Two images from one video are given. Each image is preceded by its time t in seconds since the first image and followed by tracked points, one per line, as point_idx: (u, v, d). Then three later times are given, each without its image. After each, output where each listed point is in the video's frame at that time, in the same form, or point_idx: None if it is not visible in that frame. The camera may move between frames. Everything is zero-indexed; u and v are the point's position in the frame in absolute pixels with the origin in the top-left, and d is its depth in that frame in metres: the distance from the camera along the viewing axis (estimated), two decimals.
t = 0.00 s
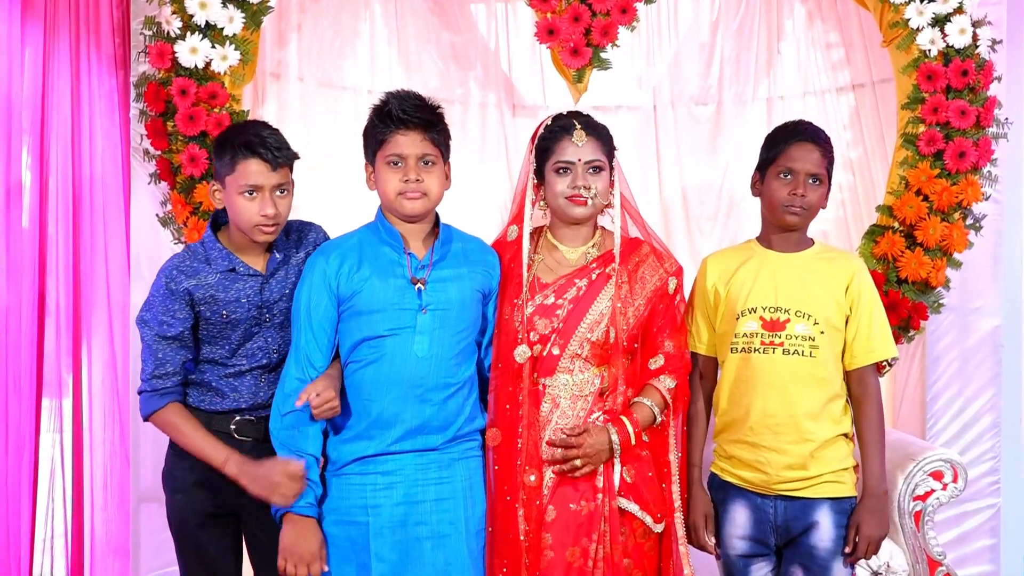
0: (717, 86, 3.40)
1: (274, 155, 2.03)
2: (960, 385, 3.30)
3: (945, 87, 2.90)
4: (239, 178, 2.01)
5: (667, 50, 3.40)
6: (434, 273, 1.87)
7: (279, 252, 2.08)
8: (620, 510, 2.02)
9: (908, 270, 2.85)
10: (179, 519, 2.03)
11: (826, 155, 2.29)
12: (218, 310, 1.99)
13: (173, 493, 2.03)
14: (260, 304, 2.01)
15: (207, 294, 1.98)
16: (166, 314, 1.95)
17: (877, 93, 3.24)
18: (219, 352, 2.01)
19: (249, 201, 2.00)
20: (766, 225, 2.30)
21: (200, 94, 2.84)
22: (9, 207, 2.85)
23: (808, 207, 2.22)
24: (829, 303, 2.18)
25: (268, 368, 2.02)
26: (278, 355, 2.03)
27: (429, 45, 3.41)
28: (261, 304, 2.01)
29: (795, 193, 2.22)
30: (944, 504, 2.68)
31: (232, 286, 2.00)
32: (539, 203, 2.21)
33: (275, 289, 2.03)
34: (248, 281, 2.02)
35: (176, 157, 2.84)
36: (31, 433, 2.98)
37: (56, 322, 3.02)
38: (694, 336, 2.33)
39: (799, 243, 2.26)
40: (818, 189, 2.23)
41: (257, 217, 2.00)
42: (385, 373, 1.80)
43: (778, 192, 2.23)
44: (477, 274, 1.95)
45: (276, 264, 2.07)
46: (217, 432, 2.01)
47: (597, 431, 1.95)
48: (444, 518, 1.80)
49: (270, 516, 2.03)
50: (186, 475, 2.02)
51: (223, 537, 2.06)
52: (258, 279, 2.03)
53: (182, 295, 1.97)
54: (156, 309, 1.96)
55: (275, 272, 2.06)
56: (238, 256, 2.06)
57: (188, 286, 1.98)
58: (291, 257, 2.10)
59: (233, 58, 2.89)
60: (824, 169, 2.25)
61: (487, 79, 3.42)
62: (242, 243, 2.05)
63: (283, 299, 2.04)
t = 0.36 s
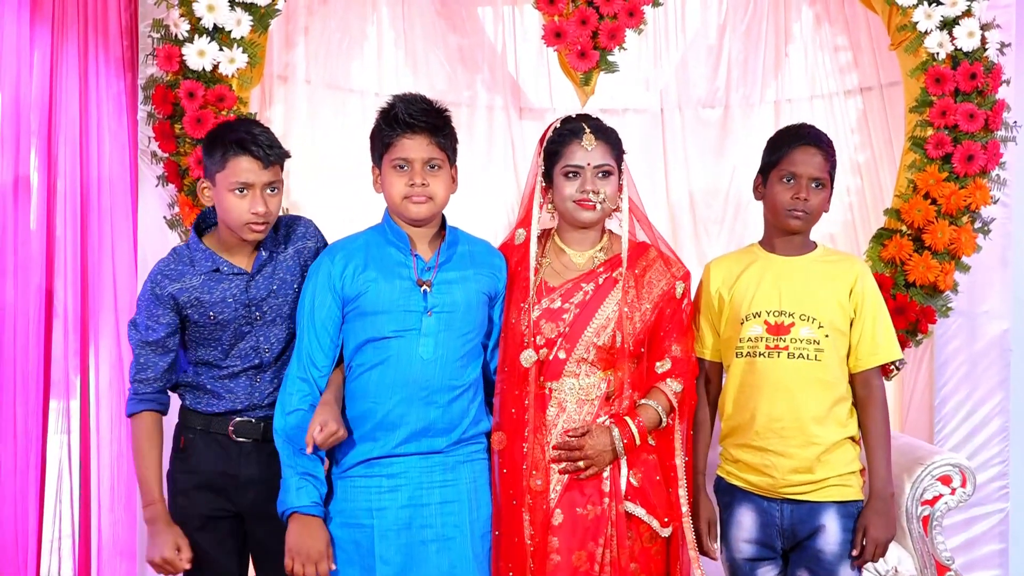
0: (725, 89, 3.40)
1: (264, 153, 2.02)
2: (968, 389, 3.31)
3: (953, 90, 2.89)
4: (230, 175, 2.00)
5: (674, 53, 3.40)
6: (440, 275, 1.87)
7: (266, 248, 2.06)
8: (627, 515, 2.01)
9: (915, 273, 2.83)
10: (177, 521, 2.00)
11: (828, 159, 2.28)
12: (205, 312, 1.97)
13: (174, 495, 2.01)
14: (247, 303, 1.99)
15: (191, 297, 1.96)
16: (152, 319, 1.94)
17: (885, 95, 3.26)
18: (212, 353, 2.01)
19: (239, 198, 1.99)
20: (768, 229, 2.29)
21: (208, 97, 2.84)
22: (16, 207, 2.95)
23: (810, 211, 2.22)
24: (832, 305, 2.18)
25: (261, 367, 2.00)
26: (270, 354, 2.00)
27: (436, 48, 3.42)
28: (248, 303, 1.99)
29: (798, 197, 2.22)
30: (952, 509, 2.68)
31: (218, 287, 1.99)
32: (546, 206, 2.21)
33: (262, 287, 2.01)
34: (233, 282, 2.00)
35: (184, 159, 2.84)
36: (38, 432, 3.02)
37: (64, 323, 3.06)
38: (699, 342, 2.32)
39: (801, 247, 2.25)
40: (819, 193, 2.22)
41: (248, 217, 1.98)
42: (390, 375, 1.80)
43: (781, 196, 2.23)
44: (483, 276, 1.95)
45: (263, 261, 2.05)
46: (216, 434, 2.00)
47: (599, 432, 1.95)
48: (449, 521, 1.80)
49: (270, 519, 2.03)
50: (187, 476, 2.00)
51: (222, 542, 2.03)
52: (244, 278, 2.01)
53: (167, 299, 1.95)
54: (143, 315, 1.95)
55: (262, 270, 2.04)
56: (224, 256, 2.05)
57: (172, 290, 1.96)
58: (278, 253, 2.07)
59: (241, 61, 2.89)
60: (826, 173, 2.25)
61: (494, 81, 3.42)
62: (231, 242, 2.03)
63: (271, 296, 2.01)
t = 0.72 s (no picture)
0: (737, 91, 3.39)
1: (266, 167, 1.94)
2: (980, 394, 3.31)
3: (966, 93, 2.88)
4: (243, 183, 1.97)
5: (686, 55, 3.39)
6: (449, 276, 1.88)
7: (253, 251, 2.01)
8: (634, 517, 2.01)
9: (928, 277, 2.83)
10: (157, 521, 1.97)
11: (839, 162, 2.28)
12: (185, 311, 1.93)
13: (156, 493, 1.98)
14: (226, 307, 1.95)
15: (173, 291, 1.93)
16: (130, 309, 1.90)
17: (897, 99, 3.26)
18: (188, 353, 1.96)
19: (245, 222, 1.94)
20: (779, 232, 2.29)
21: (220, 98, 2.85)
22: (28, 204, 3.00)
23: (821, 215, 2.21)
24: (842, 308, 2.17)
25: (234, 375, 1.96)
26: (244, 363, 1.96)
27: (448, 50, 3.42)
28: (227, 307, 1.95)
29: (808, 201, 2.21)
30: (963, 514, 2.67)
31: (200, 286, 1.95)
32: (556, 207, 2.20)
33: (245, 295, 1.98)
34: (216, 284, 1.96)
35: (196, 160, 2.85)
36: (50, 431, 3.03)
37: (75, 323, 3.07)
38: (709, 345, 2.32)
39: (812, 250, 2.25)
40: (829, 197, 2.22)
41: (254, 237, 1.96)
42: (399, 375, 1.80)
43: (791, 200, 2.22)
44: (492, 278, 1.95)
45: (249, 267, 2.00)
46: (202, 437, 1.97)
47: (606, 435, 1.96)
48: (454, 521, 1.80)
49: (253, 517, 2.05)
50: (171, 479, 1.97)
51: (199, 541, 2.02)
52: (227, 282, 1.97)
53: (148, 290, 1.91)
54: (124, 303, 1.91)
55: (246, 276, 1.99)
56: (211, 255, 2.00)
57: (155, 281, 1.93)
58: (266, 261, 2.02)
59: (253, 61, 2.90)
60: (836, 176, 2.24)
61: (505, 83, 3.42)
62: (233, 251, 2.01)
63: (252, 305, 1.98)
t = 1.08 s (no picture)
0: (742, 91, 3.38)
1: (228, 177, 1.78)
2: (986, 395, 3.34)
3: (973, 93, 2.86)
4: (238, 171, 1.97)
5: (692, 54, 3.38)
6: (444, 278, 1.89)
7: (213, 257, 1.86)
8: (637, 518, 1.99)
9: (934, 277, 2.81)
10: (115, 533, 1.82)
11: (845, 161, 2.27)
12: (135, 315, 1.80)
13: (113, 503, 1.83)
14: (178, 319, 1.82)
15: (128, 296, 1.80)
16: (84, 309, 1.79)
17: (903, 98, 3.24)
18: (137, 362, 1.84)
19: (201, 229, 1.78)
20: (784, 232, 2.27)
21: (224, 97, 2.84)
22: (32, 205, 2.96)
23: (826, 214, 2.20)
24: (847, 310, 2.16)
25: (179, 393, 1.82)
26: (191, 380, 1.82)
27: (452, 49, 3.41)
28: (179, 319, 1.82)
29: (814, 200, 2.20)
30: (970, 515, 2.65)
31: (155, 293, 1.82)
32: (557, 207, 2.19)
33: (201, 308, 1.85)
34: (172, 293, 1.82)
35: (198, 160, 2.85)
36: (53, 433, 3.01)
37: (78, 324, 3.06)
38: (713, 346, 2.30)
39: (818, 250, 2.23)
40: (836, 196, 2.21)
41: (210, 245, 1.80)
42: (392, 376, 1.81)
43: (797, 199, 2.21)
44: (488, 281, 1.95)
45: (209, 278, 1.85)
46: (160, 441, 1.85)
47: (609, 436, 1.94)
48: (444, 523, 1.81)
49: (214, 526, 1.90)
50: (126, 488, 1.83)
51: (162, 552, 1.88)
52: (184, 292, 1.84)
53: (104, 291, 1.80)
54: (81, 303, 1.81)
55: (204, 289, 1.85)
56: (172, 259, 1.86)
57: (112, 283, 1.80)
58: (227, 274, 1.88)
59: (257, 60, 2.88)
60: (842, 175, 2.23)
61: (509, 82, 3.41)
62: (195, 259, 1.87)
63: (208, 322, 1.85)
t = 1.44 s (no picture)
0: (744, 92, 3.38)
1: (223, 129, 2.02)
2: (988, 397, 3.39)
3: (976, 94, 2.86)
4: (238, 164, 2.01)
5: (694, 54, 3.38)
6: (439, 276, 1.91)
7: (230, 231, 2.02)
8: (639, 520, 1.99)
9: (936, 279, 2.80)
10: (139, 529, 1.96)
11: (848, 161, 2.26)
12: (146, 304, 1.97)
13: (136, 501, 1.97)
14: (186, 304, 1.97)
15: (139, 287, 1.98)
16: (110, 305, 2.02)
17: (906, 99, 3.26)
18: (157, 353, 2.00)
19: (199, 181, 1.99)
20: (786, 233, 2.27)
21: (225, 97, 2.84)
22: (37, 205, 2.96)
23: (829, 214, 2.20)
24: (850, 313, 2.15)
25: (190, 377, 1.95)
26: (200, 363, 1.95)
27: (454, 49, 3.41)
28: (186, 305, 1.97)
29: (817, 200, 2.20)
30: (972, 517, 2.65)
31: (165, 282, 1.98)
32: (557, 208, 2.19)
33: (206, 291, 1.98)
34: (178, 278, 1.98)
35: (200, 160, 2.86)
36: (55, 434, 3.00)
37: (81, 325, 3.05)
38: (716, 347, 2.30)
39: (821, 252, 2.23)
40: (839, 196, 2.20)
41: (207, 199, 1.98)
42: (392, 375, 1.84)
43: (800, 199, 2.21)
44: (488, 277, 1.97)
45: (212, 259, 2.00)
46: (182, 438, 1.97)
47: (611, 438, 1.93)
48: (451, 523, 1.81)
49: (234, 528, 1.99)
50: (148, 487, 1.97)
51: (184, 550, 1.99)
52: (190, 278, 1.99)
53: (120, 285, 2.00)
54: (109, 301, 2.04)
55: (209, 271, 2.00)
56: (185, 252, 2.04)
57: (127, 277, 2.00)
58: (232, 257, 2.01)
59: (259, 61, 2.88)
60: (845, 175, 2.22)
61: (511, 83, 3.41)
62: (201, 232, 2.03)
63: (214, 304, 1.97)
